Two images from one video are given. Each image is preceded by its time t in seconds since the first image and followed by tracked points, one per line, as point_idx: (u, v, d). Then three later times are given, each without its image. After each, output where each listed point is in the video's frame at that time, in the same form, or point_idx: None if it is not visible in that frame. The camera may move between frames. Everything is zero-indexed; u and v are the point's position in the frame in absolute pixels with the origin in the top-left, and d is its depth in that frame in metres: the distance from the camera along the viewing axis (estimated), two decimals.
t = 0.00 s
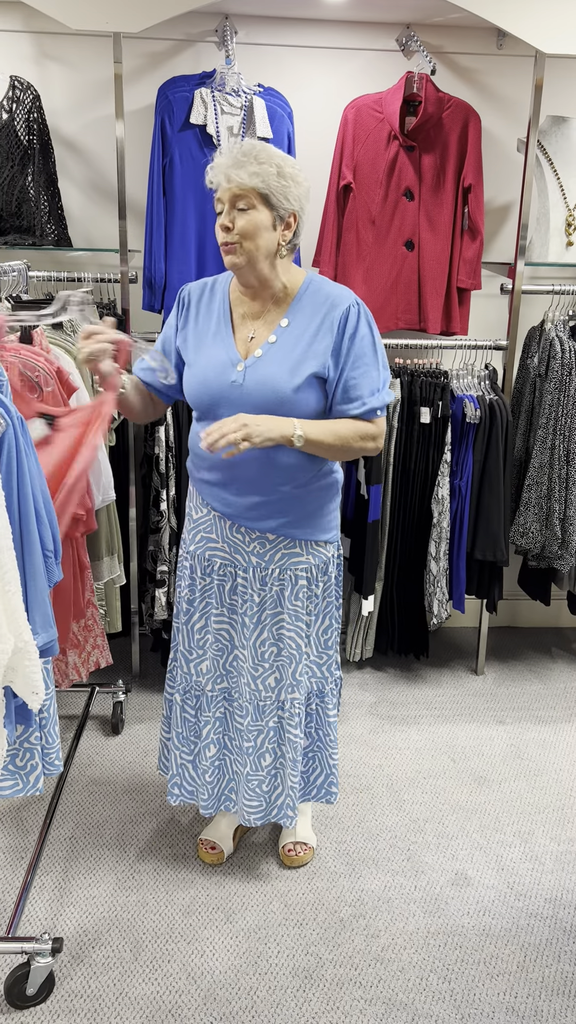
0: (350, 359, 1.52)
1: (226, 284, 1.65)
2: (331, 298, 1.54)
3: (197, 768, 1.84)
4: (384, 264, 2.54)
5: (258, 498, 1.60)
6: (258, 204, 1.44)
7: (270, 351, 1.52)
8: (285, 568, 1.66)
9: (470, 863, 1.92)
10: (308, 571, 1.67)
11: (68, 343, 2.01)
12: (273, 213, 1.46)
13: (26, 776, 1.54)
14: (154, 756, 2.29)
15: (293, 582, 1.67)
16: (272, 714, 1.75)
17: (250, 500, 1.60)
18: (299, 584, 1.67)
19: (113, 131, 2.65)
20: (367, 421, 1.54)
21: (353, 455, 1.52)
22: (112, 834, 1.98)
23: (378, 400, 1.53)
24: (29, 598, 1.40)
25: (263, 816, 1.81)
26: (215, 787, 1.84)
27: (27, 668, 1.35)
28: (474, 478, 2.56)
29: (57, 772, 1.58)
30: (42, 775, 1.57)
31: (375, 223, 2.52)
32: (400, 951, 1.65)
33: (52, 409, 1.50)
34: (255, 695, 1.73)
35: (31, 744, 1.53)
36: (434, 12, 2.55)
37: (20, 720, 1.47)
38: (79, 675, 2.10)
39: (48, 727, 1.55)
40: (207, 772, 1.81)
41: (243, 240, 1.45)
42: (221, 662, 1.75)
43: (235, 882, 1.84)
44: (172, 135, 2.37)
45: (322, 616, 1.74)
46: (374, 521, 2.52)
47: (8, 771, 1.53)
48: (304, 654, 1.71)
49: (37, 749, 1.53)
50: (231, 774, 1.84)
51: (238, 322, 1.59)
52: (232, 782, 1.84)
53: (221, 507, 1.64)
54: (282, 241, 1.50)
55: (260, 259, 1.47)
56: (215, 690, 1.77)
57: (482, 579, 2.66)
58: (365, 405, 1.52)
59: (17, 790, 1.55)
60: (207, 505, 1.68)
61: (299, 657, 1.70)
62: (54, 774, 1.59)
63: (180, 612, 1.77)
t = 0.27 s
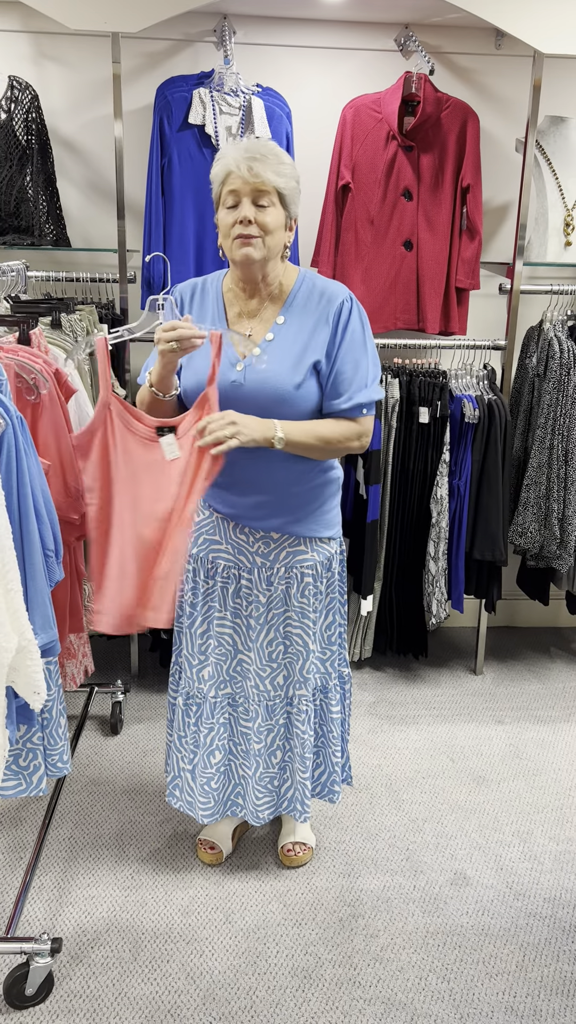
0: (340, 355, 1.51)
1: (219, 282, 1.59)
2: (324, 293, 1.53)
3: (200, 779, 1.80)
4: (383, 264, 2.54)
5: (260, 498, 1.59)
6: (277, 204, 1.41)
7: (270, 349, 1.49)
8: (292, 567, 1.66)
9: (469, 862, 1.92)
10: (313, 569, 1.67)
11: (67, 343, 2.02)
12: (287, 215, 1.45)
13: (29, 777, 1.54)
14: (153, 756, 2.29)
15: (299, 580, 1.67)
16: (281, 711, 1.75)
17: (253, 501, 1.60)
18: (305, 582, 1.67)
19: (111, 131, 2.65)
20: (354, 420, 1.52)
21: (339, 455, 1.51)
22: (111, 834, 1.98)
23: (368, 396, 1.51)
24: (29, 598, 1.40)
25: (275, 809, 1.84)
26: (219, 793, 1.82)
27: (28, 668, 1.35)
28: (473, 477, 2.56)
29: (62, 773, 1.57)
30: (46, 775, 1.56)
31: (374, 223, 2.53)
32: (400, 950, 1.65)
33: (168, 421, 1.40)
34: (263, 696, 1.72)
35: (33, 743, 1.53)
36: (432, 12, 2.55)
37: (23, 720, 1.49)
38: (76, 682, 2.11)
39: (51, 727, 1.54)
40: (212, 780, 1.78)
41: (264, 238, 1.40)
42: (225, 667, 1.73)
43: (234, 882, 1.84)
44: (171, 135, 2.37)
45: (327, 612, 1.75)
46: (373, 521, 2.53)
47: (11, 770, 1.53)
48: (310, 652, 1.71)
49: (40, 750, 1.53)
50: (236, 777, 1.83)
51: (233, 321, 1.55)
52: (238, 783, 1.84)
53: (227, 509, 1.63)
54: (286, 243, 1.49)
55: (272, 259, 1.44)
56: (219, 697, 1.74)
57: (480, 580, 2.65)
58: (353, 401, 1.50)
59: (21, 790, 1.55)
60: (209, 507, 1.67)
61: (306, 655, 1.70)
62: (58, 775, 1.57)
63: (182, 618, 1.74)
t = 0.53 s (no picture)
0: (358, 350, 1.53)
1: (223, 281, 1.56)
2: (332, 289, 1.53)
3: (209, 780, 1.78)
4: (381, 264, 2.55)
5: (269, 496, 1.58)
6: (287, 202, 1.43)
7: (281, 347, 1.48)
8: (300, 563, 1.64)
9: (467, 862, 1.92)
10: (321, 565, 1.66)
11: (66, 343, 2.03)
12: (294, 213, 1.46)
13: (30, 776, 1.54)
14: (151, 756, 2.29)
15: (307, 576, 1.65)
16: (291, 707, 1.75)
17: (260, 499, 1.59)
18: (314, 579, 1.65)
19: (109, 131, 2.64)
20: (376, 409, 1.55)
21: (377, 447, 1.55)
22: (109, 834, 1.98)
23: (388, 385, 1.55)
24: (28, 597, 1.40)
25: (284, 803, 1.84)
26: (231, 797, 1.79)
27: (28, 668, 1.35)
28: (471, 477, 2.56)
29: (64, 771, 1.56)
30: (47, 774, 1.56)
31: (372, 223, 2.53)
32: (398, 950, 1.65)
33: (203, 398, 1.38)
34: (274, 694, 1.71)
35: (34, 743, 1.53)
36: (430, 13, 2.55)
37: (23, 720, 1.50)
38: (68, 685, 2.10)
39: (53, 726, 1.54)
40: (224, 784, 1.75)
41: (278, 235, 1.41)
42: (234, 668, 1.70)
43: (233, 882, 1.84)
44: (168, 135, 2.37)
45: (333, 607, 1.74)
46: (371, 522, 2.52)
47: (12, 769, 1.53)
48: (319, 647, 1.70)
49: (41, 750, 1.53)
50: (246, 778, 1.81)
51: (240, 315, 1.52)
52: (247, 783, 1.82)
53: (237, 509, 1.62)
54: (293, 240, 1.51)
55: (283, 256, 1.45)
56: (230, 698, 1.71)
57: (478, 579, 2.65)
58: (376, 393, 1.53)
59: (21, 790, 1.55)
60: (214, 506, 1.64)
61: (315, 650, 1.70)
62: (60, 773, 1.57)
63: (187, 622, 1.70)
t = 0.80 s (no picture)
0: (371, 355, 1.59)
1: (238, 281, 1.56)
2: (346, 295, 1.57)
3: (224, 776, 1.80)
4: (379, 264, 2.55)
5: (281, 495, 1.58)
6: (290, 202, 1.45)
7: (303, 350, 1.51)
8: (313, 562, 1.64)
9: (465, 862, 1.92)
10: (334, 562, 1.66)
11: (63, 343, 2.03)
12: (301, 211, 1.48)
13: (24, 776, 1.54)
14: (149, 756, 2.29)
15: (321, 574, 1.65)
16: (305, 705, 1.75)
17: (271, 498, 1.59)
18: (327, 576, 1.66)
19: (107, 131, 2.64)
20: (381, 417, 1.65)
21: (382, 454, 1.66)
22: (107, 834, 1.98)
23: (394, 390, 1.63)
24: (23, 598, 1.40)
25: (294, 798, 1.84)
26: (249, 793, 1.80)
27: (22, 669, 1.35)
28: (469, 477, 2.57)
29: (57, 772, 1.56)
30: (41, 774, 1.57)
31: (370, 223, 2.53)
32: (396, 950, 1.65)
33: (221, 390, 1.44)
34: (289, 693, 1.71)
35: (28, 743, 1.53)
36: (428, 13, 2.55)
37: (17, 720, 1.49)
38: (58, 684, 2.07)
39: (46, 726, 1.54)
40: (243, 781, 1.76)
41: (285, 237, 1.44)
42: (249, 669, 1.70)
43: (231, 882, 1.84)
44: (166, 135, 2.37)
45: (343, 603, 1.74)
46: (370, 522, 2.51)
47: (6, 770, 1.54)
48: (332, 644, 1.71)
49: (35, 750, 1.53)
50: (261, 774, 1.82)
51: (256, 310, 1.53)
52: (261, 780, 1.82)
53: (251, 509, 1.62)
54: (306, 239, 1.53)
55: (293, 257, 1.47)
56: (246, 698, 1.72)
57: (476, 579, 2.65)
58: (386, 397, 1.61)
59: (16, 789, 1.56)
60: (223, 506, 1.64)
61: (329, 647, 1.70)
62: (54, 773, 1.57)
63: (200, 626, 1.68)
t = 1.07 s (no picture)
0: (383, 358, 1.60)
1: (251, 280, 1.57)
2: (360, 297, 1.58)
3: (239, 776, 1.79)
4: (378, 264, 2.55)
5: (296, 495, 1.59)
6: (302, 204, 1.45)
7: (317, 351, 1.52)
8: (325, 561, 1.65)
9: (465, 863, 1.92)
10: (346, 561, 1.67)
11: (62, 344, 2.02)
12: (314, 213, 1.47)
13: (18, 778, 1.54)
14: (149, 756, 2.29)
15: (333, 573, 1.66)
16: (318, 701, 1.76)
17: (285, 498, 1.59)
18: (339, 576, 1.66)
19: (106, 131, 2.64)
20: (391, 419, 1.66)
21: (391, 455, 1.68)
22: (106, 834, 1.98)
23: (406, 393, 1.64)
24: (20, 598, 1.40)
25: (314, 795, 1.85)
26: (266, 788, 1.81)
27: (18, 670, 1.34)
28: (469, 477, 2.56)
29: (51, 773, 1.58)
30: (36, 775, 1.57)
31: (369, 223, 2.53)
32: (396, 949, 1.65)
33: (236, 382, 1.44)
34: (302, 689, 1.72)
35: (23, 744, 1.52)
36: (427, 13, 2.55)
37: (13, 721, 1.47)
38: (60, 681, 2.10)
39: (42, 726, 1.56)
40: (256, 776, 1.78)
41: (293, 239, 1.44)
42: (262, 666, 1.71)
43: (230, 883, 1.84)
44: (166, 135, 2.36)
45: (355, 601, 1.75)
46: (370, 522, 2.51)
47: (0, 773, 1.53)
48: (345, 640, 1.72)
49: (30, 751, 1.53)
50: (279, 771, 1.82)
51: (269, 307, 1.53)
52: (277, 777, 1.83)
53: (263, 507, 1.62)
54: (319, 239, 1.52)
55: (302, 259, 1.47)
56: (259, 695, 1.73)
57: (476, 579, 2.65)
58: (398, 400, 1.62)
59: (10, 792, 1.54)
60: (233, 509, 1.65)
61: (342, 644, 1.71)
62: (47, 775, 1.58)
63: (212, 628, 1.68)
